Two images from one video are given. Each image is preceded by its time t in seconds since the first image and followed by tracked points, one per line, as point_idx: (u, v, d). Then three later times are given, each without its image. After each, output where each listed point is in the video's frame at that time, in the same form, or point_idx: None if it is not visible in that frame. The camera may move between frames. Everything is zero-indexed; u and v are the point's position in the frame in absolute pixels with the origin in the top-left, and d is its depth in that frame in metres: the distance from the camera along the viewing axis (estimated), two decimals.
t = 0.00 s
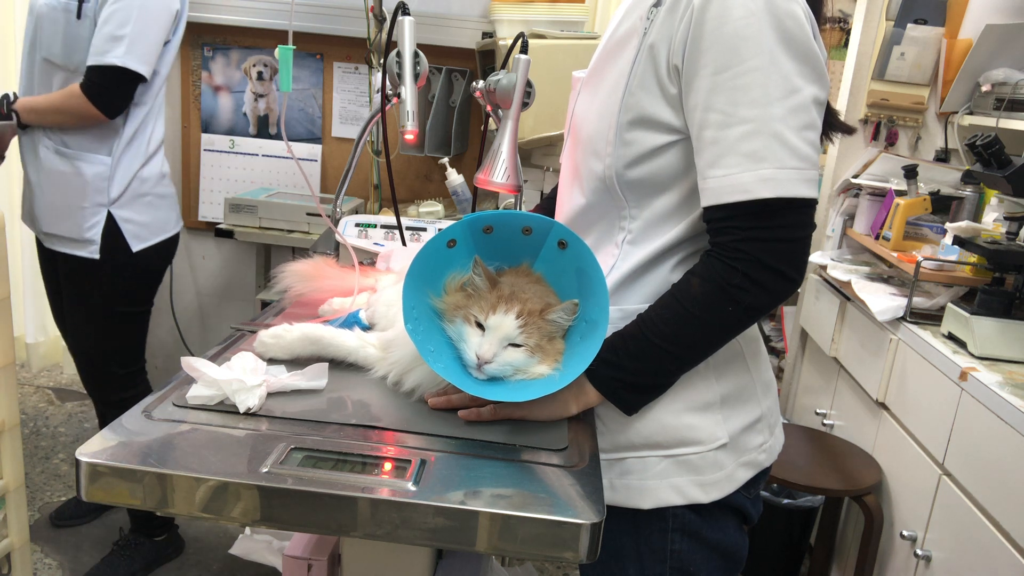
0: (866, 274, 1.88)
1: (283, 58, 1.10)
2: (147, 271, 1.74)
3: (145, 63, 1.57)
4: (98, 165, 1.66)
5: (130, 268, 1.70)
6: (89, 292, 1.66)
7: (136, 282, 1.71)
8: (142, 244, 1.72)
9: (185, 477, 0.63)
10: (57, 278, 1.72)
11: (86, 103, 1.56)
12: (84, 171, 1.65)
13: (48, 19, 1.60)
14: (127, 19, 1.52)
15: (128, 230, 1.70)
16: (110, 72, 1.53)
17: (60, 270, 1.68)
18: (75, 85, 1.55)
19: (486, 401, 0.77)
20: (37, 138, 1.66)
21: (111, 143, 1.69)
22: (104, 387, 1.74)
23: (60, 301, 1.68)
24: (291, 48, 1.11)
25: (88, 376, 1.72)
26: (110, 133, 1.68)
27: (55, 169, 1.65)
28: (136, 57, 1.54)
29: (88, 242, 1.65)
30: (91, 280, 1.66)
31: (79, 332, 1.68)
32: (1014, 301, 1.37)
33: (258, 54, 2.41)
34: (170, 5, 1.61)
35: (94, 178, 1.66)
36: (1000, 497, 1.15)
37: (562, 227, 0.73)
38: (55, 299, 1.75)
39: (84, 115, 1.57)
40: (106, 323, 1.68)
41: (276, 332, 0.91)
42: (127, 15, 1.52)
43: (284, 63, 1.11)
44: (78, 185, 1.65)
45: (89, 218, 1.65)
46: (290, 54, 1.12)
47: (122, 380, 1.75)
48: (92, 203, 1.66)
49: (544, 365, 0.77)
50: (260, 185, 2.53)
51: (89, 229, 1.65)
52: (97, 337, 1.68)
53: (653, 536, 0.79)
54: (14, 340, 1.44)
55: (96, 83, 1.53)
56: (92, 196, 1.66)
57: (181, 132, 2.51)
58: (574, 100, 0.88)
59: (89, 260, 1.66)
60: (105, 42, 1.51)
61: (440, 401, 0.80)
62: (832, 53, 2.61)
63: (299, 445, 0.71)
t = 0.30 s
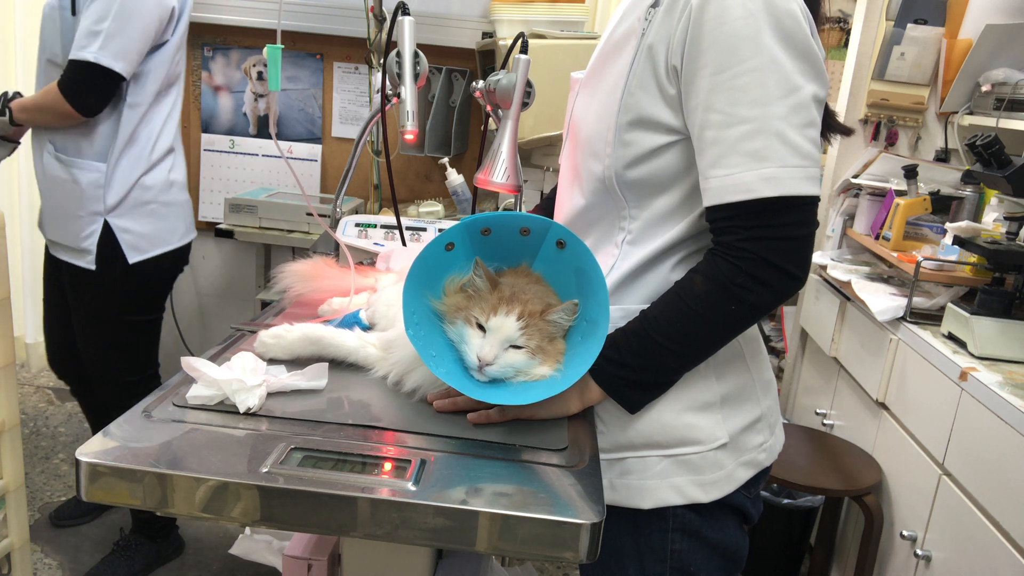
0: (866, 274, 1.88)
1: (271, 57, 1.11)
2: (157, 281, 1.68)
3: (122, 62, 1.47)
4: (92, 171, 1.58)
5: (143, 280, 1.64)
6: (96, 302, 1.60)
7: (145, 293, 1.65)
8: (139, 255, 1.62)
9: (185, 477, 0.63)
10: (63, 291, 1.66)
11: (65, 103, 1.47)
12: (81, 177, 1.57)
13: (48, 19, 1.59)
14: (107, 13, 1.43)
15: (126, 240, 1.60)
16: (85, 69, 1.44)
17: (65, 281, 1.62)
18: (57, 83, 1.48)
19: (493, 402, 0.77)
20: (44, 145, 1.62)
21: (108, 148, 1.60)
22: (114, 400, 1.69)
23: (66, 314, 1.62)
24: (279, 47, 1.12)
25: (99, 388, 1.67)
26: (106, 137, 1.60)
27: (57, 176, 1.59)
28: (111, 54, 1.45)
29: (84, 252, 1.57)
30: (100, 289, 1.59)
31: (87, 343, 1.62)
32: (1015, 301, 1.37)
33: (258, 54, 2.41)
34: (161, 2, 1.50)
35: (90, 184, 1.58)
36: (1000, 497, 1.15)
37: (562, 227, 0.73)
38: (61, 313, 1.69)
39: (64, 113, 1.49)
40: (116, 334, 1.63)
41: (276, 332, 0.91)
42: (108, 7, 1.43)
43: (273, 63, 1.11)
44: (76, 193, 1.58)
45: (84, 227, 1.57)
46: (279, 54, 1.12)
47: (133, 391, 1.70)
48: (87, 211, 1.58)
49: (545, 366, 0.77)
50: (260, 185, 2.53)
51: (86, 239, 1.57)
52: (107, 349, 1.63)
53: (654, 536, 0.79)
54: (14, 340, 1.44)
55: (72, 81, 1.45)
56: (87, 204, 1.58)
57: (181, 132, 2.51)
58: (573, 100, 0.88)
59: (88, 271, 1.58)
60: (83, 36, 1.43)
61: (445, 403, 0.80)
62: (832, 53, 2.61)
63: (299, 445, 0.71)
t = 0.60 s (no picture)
0: (866, 274, 1.88)
1: (269, 57, 1.11)
2: (161, 285, 1.68)
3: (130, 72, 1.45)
4: (98, 178, 1.57)
5: (149, 285, 1.65)
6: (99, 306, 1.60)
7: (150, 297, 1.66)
8: (142, 264, 1.62)
9: (185, 477, 0.63)
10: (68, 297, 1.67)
11: (71, 112, 1.47)
12: (86, 185, 1.57)
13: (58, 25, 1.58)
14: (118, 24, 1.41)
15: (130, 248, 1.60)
16: (92, 78, 1.43)
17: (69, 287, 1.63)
18: (65, 91, 1.48)
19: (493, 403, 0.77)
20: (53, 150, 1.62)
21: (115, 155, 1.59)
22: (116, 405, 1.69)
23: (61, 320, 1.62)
24: (277, 46, 1.12)
25: (100, 393, 1.67)
26: (114, 144, 1.59)
27: (63, 182, 1.59)
28: (119, 63, 1.43)
29: (88, 258, 1.57)
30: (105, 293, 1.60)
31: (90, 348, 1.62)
32: (1014, 301, 1.37)
33: (258, 54, 2.41)
34: (169, 9, 1.48)
35: (96, 192, 1.57)
36: (1000, 497, 1.15)
37: (563, 228, 0.73)
38: (64, 318, 1.69)
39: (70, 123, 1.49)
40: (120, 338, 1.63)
41: (276, 332, 0.91)
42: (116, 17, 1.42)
43: (269, 62, 1.12)
44: (81, 200, 1.57)
45: (89, 234, 1.57)
46: (276, 54, 1.13)
47: (135, 394, 1.70)
48: (92, 218, 1.57)
49: (547, 367, 0.77)
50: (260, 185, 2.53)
51: (90, 245, 1.57)
52: (109, 354, 1.63)
53: (654, 536, 0.79)
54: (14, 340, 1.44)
55: (79, 90, 1.44)
56: (92, 211, 1.57)
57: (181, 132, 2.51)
58: (573, 100, 0.87)
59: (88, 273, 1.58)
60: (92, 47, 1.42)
61: (444, 403, 0.80)
62: (832, 53, 2.61)
63: (299, 445, 0.71)
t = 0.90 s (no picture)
0: (866, 274, 1.88)
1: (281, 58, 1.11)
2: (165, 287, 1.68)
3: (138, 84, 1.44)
4: (103, 182, 1.56)
5: (153, 287, 1.64)
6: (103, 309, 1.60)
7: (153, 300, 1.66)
8: (148, 266, 1.61)
9: (185, 477, 0.63)
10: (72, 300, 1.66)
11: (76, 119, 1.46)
12: (90, 188, 1.56)
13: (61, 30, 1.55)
14: (128, 37, 1.41)
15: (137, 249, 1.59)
16: (98, 90, 1.43)
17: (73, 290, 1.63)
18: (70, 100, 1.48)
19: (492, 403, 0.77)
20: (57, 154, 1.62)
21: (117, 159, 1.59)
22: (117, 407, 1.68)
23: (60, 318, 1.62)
24: (287, 47, 1.11)
25: (104, 394, 1.67)
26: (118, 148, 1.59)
27: (66, 184, 1.58)
28: (126, 77, 1.43)
29: (93, 261, 1.56)
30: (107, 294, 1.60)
31: (94, 351, 1.62)
32: (1014, 301, 1.37)
33: (258, 54, 2.41)
34: (178, 20, 1.47)
35: (100, 195, 1.56)
36: (1000, 498, 1.15)
37: (563, 228, 0.73)
38: (69, 322, 1.69)
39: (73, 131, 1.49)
40: (123, 340, 1.63)
41: (276, 332, 0.91)
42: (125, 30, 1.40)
43: (281, 63, 1.11)
44: (85, 202, 1.57)
45: (94, 237, 1.56)
46: (287, 54, 1.12)
47: (138, 395, 1.69)
48: (97, 221, 1.56)
49: (547, 367, 0.77)
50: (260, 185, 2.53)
51: (94, 248, 1.56)
52: (113, 355, 1.63)
53: (654, 536, 0.79)
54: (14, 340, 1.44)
55: (85, 100, 1.44)
56: (97, 214, 1.56)
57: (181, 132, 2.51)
58: (573, 101, 0.87)
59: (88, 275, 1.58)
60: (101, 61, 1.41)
61: (444, 403, 0.80)
62: (832, 52, 2.61)
63: (299, 445, 0.71)
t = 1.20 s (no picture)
0: (866, 274, 1.88)
1: (287, 58, 1.11)
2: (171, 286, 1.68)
3: (168, 92, 1.43)
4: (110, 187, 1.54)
5: (163, 287, 1.65)
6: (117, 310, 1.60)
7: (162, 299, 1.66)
8: (159, 265, 1.62)
9: (185, 477, 0.63)
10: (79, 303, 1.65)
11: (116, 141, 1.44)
12: (96, 194, 1.53)
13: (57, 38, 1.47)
14: (146, 48, 1.39)
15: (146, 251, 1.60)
16: (133, 108, 1.41)
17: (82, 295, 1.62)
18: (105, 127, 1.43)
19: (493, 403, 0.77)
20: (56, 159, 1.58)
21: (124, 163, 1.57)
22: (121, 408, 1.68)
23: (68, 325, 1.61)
24: (295, 47, 1.11)
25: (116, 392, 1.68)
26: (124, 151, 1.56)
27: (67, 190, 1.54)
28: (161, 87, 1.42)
29: (104, 265, 1.56)
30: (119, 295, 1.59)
31: (106, 352, 1.62)
32: (1014, 301, 1.37)
33: (259, 54, 2.41)
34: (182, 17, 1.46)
35: (107, 201, 1.54)
36: (1000, 498, 1.15)
37: (564, 229, 0.73)
38: (75, 324, 1.68)
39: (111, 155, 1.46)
40: (136, 339, 1.64)
41: (276, 332, 0.91)
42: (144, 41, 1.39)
43: (287, 64, 1.11)
44: (90, 208, 1.54)
45: (104, 241, 1.55)
46: (294, 55, 1.12)
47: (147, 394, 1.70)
48: (106, 226, 1.55)
49: (548, 367, 0.77)
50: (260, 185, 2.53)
51: (105, 252, 1.55)
52: (126, 355, 1.63)
53: (654, 536, 0.79)
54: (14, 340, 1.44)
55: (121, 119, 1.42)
56: (105, 218, 1.54)
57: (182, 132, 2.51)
58: (573, 101, 0.87)
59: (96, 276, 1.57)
60: (127, 76, 1.39)
61: (444, 403, 0.80)
62: (832, 53, 2.61)
63: (300, 445, 0.71)
